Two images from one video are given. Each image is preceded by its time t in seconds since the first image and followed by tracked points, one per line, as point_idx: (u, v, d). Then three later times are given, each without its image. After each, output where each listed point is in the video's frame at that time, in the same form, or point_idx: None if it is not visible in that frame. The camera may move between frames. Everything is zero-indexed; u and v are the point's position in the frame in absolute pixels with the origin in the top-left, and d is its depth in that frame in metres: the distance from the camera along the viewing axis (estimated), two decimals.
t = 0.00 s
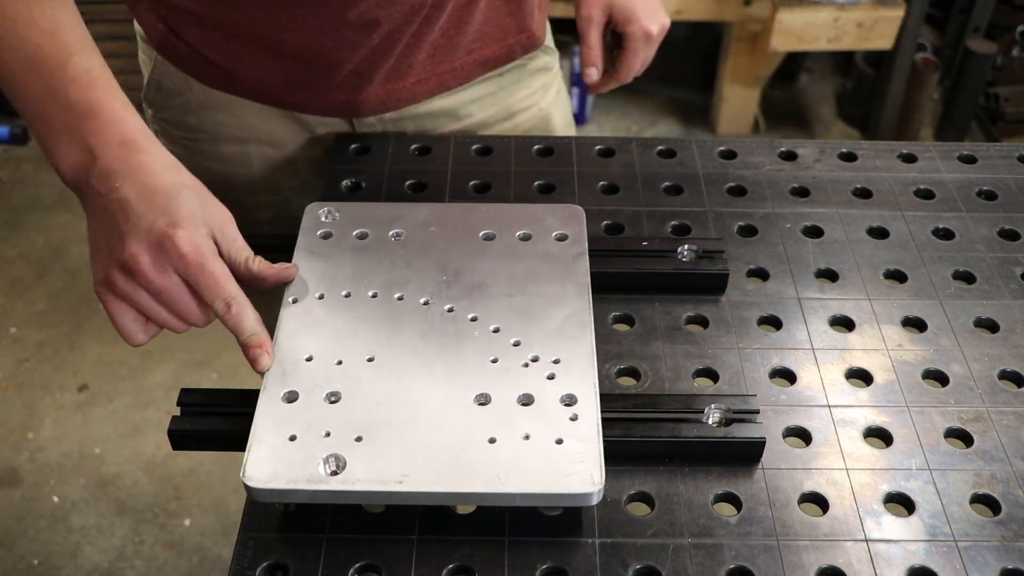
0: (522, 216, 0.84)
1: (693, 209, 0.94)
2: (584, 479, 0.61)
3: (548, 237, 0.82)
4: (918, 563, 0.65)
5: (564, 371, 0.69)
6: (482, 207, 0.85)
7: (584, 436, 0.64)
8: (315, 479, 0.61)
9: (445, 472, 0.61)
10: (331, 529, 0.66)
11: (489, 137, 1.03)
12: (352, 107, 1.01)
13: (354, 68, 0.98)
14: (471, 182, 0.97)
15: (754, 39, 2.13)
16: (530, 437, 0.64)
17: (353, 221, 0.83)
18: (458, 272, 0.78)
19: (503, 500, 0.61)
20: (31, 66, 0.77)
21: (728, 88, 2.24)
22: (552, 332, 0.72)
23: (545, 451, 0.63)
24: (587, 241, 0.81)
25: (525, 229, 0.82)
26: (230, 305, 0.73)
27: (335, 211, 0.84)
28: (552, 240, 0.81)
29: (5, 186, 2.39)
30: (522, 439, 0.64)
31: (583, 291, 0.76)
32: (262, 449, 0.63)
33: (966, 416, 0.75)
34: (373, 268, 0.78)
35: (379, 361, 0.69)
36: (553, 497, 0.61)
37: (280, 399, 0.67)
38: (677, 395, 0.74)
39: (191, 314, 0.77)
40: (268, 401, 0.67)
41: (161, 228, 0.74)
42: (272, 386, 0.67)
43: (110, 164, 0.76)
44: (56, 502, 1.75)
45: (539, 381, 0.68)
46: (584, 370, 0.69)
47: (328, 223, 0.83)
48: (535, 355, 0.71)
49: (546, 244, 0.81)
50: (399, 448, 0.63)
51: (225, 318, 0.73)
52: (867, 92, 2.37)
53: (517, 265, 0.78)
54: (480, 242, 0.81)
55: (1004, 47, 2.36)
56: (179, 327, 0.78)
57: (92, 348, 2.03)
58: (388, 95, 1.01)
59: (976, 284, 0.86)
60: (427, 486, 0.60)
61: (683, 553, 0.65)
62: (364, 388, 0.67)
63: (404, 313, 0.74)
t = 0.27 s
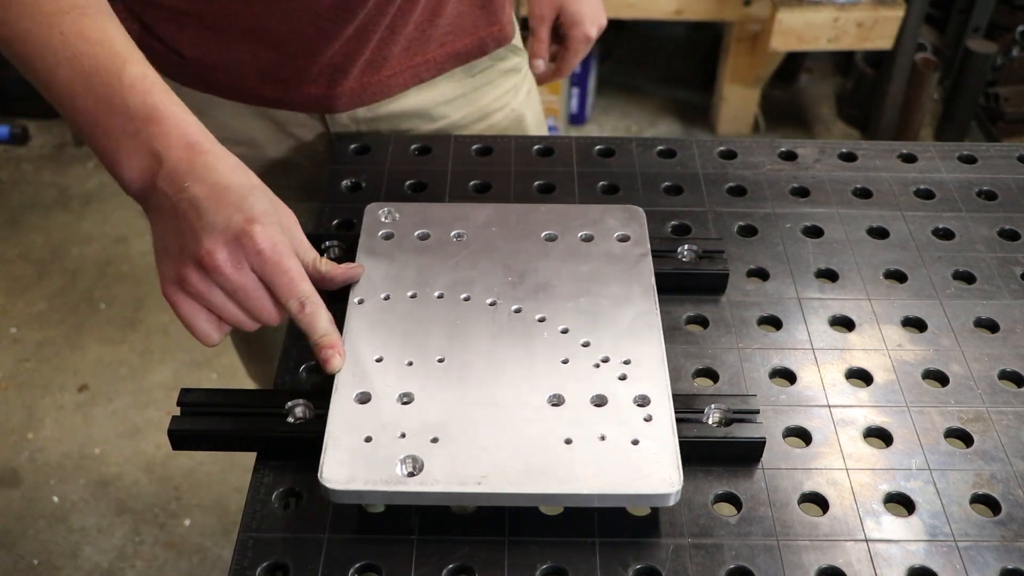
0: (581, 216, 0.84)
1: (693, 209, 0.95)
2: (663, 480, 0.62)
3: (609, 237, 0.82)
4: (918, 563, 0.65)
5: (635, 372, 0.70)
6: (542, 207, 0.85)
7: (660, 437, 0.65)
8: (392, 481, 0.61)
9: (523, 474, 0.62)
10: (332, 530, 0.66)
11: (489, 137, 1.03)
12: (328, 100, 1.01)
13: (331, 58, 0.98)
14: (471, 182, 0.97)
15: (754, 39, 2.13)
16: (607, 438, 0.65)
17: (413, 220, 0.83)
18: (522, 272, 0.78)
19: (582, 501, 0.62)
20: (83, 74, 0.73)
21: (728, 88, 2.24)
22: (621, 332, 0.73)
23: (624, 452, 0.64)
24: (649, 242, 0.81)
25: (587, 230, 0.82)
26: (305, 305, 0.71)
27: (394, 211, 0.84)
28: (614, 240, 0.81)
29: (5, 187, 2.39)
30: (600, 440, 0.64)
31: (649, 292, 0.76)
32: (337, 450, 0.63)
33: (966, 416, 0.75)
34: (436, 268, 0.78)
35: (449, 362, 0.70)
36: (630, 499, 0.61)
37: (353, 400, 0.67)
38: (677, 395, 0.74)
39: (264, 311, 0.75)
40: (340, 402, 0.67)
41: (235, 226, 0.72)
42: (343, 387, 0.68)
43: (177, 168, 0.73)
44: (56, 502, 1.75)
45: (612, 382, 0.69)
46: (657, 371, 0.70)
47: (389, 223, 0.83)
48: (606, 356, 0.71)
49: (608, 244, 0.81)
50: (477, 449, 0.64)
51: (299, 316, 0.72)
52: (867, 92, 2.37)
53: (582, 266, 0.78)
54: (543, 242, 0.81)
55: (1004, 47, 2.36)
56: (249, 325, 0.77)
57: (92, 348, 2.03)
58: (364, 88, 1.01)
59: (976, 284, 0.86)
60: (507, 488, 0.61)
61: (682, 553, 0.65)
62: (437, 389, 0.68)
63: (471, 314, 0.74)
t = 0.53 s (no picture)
0: (610, 216, 0.84)
1: (693, 209, 0.94)
2: (697, 481, 0.62)
3: (639, 237, 0.81)
4: (918, 563, 0.64)
5: (668, 372, 0.70)
6: (569, 207, 0.84)
7: (694, 437, 0.65)
8: (428, 481, 0.62)
9: (557, 475, 0.62)
10: (333, 530, 0.66)
11: (489, 137, 1.03)
12: (359, 83, 1.05)
13: (361, 40, 1.02)
14: (471, 182, 0.97)
15: (754, 39, 2.13)
16: (641, 439, 0.65)
17: (442, 220, 0.83)
18: (553, 272, 0.78)
19: (617, 501, 0.62)
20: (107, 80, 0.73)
21: (728, 88, 2.24)
22: (652, 332, 0.73)
23: (659, 452, 0.64)
24: (678, 242, 0.81)
25: (617, 231, 0.82)
26: (327, 305, 0.71)
27: (423, 211, 0.84)
28: (644, 241, 0.81)
29: (5, 187, 2.39)
30: (635, 440, 0.65)
31: (680, 293, 0.76)
32: (371, 451, 0.63)
33: (966, 416, 0.75)
34: (466, 268, 0.78)
35: (482, 362, 0.70)
36: (665, 499, 0.62)
37: (387, 400, 0.67)
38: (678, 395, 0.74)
39: (281, 317, 0.75)
40: (374, 401, 0.67)
41: (255, 227, 0.72)
42: (377, 387, 0.68)
43: (207, 164, 0.74)
44: (56, 503, 1.75)
45: (645, 382, 0.69)
46: (690, 371, 0.70)
47: (418, 223, 0.83)
48: (638, 356, 0.71)
49: (638, 244, 0.81)
50: (510, 449, 0.64)
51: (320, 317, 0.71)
52: (867, 92, 2.37)
53: (612, 266, 0.78)
54: (572, 242, 0.81)
55: (1004, 47, 2.35)
56: (266, 330, 0.77)
57: (92, 348, 2.03)
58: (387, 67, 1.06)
59: (975, 284, 0.86)
60: (542, 489, 0.61)
61: (682, 553, 0.65)
62: (470, 389, 0.68)
63: (502, 314, 0.74)
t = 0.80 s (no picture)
0: (609, 216, 0.84)
1: (693, 209, 0.94)
2: (697, 480, 0.62)
3: (639, 237, 0.81)
4: (918, 563, 0.65)
5: (669, 372, 0.70)
6: (569, 207, 0.84)
7: (694, 437, 0.65)
8: (428, 481, 0.62)
9: (557, 474, 0.62)
10: (333, 530, 0.66)
11: (489, 137, 1.03)
12: (383, 35, 1.02)
13: None
14: (471, 182, 0.97)
15: (754, 39, 2.13)
16: (641, 438, 0.65)
17: (442, 221, 0.83)
18: (554, 272, 0.78)
19: (617, 501, 0.62)
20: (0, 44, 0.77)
21: (728, 88, 2.24)
22: (652, 332, 0.73)
23: (659, 452, 0.64)
24: (678, 242, 0.81)
25: (617, 231, 0.82)
26: (101, 277, 0.74)
27: (423, 211, 0.84)
28: (644, 241, 0.81)
29: (5, 187, 2.39)
30: (634, 440, 0.65)
31: (680, 292, 0.76)
32: (371, 451, 0.63)
33: (966, 416, 0.75)
34: (467, 268, 0.78)
35: (482, 362, 0.70)
36: (666, 499, 0.62)
37: (387, 400, 0.67)
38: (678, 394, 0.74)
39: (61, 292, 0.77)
40: (374, 401, 0.67)
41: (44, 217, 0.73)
42: (377, 387, 0.68)
43: (60, 142, 0.76)
44: (56, 503, 1.75)
45: (645, 382, 0.69)
46: (690, 371, 0.70)
47: (418, 223, 0.83)
48: (638, 356, 0.71)
49: (638, 244, 0.81)
50: (511, 449, 0.64)
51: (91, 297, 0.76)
52: (867, 92, 2.37)
53: (612, 266, 0.78)
54: (572, 242, 0.81)
55: (1004, 46, 2.35)
56: (78, 304, 0.78)
57: (92, 348, 2.03)
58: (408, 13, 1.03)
59: (975, 285, 0.86)
60: (542, 488, 0.61)
61: (682, 553, 0.65)
62: (470, 389, 0.68)
63: (503, 314, 0.74)
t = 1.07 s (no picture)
0: (609, 216, 0.84)
1: (693, 209, 0.94)
2: (697, 480, 0.62)
3: (639, 237, 0.81)
4: (918, 563, 0.64)
5: (669, 372, 0.70)
6: (570, 207, 0.84)
7: (695, 436, 0.65)
8: (428, 481, 0.62)
9: (557, 475, 0.62)
10: (333, 529, 0.66)
11: (489, 137, 1.03)
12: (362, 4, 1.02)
13: None
14: (471, 182, 0.97)
15: (754, 39, 2.13)
16: (641, 438, 0.65)
17: (442, 221, 0.83)
18: (553, 272, 0.78)
19: (617, 500, 0.62)
20: None
21: (728, 88, 2.24)
22: (652, 332, 0.73)
23: (659, 452, 0.64)
24: (679, 242, 0.81)
25: (617, 231, 0.82)
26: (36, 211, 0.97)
27: (423, 211, 0.84)
28: (644, 241, 0.81)
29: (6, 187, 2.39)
30: (634, 440, 0.65)
31: (680, 292, 0.76)
32: (372, 451, 0.63)
33: (966, 416, 0.75)
34: (467, 268, 0.78)
35: (482, 362, 0.70)
36: (667, 499, 0.62)
37: (386, 400, 0.67)
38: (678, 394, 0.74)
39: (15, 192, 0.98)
40: (374, 402, 0.67)
41: None
42: (377, 387, 0.68)
43: None
44: (55, 503, 1.75)
45: (645, 382, 0.69)
46: (690, 372, 0.70)
47: (418, 223, 0.83)
48: (638, 356, 0.71)
49: (638, 244, 0.81)
50: (511, 449, 0.64)
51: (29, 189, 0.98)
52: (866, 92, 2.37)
53: (613, 266, 0.78)
54: (572, 242, 0.81)
55: (1004, 46, 2.35)
56: None
57: (92, 348, 2.03)
58: None
59: (976, 285, 0.86)
60: (542, 488, 0.61)
61: (683, 553, 0.65)
62: (470, 389, 0.68)
63: (503, 314, 0.74)
